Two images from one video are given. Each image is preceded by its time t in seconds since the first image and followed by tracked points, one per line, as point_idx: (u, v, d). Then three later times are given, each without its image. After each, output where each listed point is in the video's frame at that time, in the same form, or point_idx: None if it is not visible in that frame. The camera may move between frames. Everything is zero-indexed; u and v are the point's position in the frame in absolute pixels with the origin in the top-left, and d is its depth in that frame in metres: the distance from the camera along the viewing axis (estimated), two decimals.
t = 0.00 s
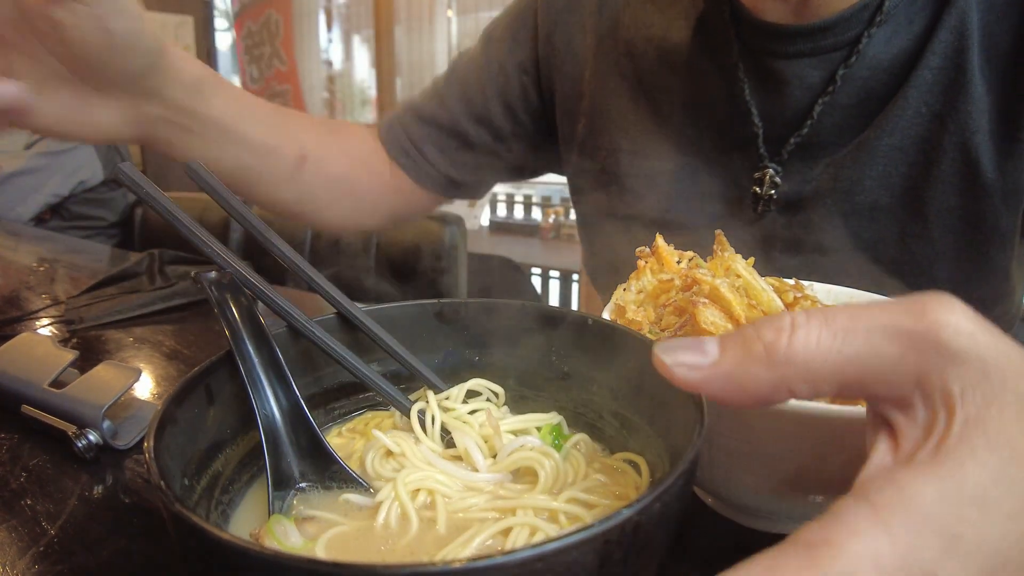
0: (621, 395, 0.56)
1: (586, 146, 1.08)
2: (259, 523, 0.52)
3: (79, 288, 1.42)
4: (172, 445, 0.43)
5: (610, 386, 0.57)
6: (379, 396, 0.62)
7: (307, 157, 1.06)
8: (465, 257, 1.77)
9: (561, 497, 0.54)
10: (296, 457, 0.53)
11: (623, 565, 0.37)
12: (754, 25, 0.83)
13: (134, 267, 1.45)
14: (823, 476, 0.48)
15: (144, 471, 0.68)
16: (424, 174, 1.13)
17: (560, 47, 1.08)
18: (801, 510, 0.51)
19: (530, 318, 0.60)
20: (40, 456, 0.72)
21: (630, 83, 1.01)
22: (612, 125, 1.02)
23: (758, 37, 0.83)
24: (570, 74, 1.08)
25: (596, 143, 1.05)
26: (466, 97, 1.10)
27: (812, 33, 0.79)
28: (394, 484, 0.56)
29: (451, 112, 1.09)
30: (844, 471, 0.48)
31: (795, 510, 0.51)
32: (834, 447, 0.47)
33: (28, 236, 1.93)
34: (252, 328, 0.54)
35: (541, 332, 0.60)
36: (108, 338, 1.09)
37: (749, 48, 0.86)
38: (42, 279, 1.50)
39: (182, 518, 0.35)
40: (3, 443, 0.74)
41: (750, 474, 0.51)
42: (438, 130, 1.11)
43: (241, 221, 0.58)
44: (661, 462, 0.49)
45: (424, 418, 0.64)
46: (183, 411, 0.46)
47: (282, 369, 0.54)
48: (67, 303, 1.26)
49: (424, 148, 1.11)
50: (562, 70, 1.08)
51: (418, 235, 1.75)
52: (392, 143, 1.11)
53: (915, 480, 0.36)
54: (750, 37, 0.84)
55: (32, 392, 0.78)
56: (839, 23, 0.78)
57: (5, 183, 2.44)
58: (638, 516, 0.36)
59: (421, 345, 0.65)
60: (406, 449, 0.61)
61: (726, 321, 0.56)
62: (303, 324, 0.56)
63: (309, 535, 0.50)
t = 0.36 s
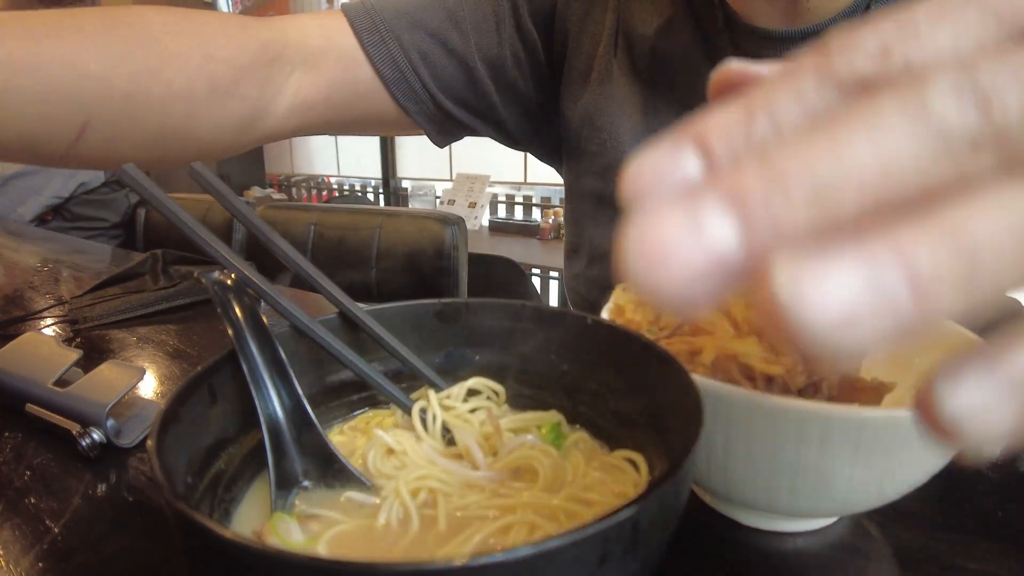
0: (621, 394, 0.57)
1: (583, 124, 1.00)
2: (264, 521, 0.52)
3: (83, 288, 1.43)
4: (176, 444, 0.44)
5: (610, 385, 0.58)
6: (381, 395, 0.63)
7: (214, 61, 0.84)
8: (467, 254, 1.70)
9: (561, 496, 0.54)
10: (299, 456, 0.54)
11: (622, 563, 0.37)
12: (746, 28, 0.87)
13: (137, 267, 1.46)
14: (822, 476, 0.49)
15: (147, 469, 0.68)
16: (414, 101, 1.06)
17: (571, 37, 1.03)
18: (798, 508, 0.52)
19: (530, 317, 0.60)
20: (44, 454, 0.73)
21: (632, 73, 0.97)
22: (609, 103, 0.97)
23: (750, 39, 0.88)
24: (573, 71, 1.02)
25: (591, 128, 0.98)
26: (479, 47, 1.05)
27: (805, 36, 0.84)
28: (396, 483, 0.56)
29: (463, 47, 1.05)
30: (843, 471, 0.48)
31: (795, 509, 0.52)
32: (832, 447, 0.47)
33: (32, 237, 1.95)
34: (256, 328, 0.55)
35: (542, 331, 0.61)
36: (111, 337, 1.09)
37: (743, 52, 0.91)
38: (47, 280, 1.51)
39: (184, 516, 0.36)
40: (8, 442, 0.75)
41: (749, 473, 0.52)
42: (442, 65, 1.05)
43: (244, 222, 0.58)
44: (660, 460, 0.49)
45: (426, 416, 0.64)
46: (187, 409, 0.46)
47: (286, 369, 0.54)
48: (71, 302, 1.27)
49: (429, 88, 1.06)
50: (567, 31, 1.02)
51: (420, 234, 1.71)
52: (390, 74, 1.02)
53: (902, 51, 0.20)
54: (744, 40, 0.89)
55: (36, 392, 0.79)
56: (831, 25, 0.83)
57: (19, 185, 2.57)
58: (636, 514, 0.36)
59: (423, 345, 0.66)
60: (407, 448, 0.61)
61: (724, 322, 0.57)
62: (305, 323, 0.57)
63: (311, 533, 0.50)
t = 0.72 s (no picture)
0: (621, 394, 0.57)
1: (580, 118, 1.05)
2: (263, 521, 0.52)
3: (84, 288, 1.43)
4: (176, 444, 0.44)
5: (610, 385, 0.58)
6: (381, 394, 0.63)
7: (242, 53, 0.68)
8: (467, 254, 1.70)
9: (561, 495, 0.54)
10: (300, 455, 0.54)
11: (622, 562, 0.37)
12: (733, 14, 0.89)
13: (138, 267, 1.46)
14: (822, 475, 0.49)
15: (148, 469, 0.69)
16: (426, 93, 1.05)
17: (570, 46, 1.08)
18: (799, 508, 0.52)
19: (529, 317, 0.61)
20: (45, 454, 0.73)
21: (628, 72, 1.01)
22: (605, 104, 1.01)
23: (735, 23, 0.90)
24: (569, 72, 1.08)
25: (587, 123, 1.03)
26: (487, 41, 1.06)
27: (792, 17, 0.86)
28: (397, 482, 0.56)
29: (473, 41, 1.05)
30: (842, 469, 0.48)
31: (795, 507, 0.52)
32: (831, 447, 0.48)
33: (33, 237, 1.96)
34: (257, 328, 0.55)
35: (542, 330, 0.61)
36: (111, 337, 1.09)
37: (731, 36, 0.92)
38: (48, 280, 1.51)
39: (185, 515, 0.36)
40: (9, 442, 0.75)
41: (748, 472, 0.52)
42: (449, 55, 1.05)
43: (244, 222, 0.58)
44: (660, 458, 0.49)
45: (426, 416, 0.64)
46: (188, 409, 0.46)
47: (287, 369, 0.55)
48: (72, 303, 1.27)
49: (438, 77, 1.05)
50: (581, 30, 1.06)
51: (420, 234, 1.71)
52: (403, 65, 1.01)
53: None
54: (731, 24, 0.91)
55: (37, 391, 0.79)
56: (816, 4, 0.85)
57: (24, 185, 2.64)
58: (637, 513, 0.36)
59: (424, 344, 0.66)
60: (407, 447, 0.61)
61: (723, 322, 0.57)
62: (305, 323, 0.57)
63: (312, 532, 0.50)
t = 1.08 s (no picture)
0: (621, 393, 0.57)
1: (581, 125, 1.08)
2: (263, 521, 0.52)
3: (84, 288, 1.43)
4: (176, 444, 0.44)
5: (610, 385, 0.58)
6: (382, 393, 0.63)
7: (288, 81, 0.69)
8: (467, 254, 1.70)
9: (561, 495, 0.54)
10: (300, 456, 0.54)
11: (622, 562, 0.37)
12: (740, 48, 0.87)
13: (138, 267, 1.47)
14: (822, 475, 0.49)
15: (148, 469, 0.69)
16: (450, 149, 1.22)
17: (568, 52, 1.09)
18: (799, 508, 0.52)
19: (530, 316, 0.61)
20: (45, 454, 0.73)
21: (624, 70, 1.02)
22: (605, 108, 1.02)
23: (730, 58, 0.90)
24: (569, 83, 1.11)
25: (589, 131, 1.06)
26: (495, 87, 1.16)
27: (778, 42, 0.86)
28: (397, 481, 0.56)
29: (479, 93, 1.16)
30: (842, 469, 0.48)
31: (795, 507, 0.52)
32: (831, 447, 0.48)
33: (33, 236, 1.96)
34: (257, 328, 0.55)
35: (542, 329, 0.61)
36: (111, 337, 1.09)
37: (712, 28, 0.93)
38: (49, 279, 1.51)
39: (185, 515, 0.36)
40: (9, 442, 0.75)
41: (748, 472, 0.52)
42: (464, 109, 1.18)
43: (244, 222, 0.59)
44: (660, 457, 0.49)
45: (426, 416, 0.64)
46: (188, 409, 0.46)
47: (287, 368, 0.55)
48: (72, 303, 1.28)
49: (458, 134, 1.20)
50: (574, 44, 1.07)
51: (421, 234, 1.71)
52: (427, 127, 1.20)
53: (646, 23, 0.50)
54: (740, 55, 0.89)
55: (37, 391, 0.79)
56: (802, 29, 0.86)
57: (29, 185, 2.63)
58: (636, 513, 0.36)
59: (423, 344, 0.66)
60: (407, 447, 0.61)
61: (723, 322, 0.56)
62: (305, 322, 0.57)
63: (312, 532, 0.50)
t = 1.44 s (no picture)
0: (621, 393, 0.57)
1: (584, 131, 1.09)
2: (263, 521, 0.52)
3: (84, 288, 1.43)
4: (177, 444, 0.44)
5: (610, 385, 0.58)
6: (382, 394, 0.63)
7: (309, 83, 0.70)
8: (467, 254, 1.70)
9: (561, 495, 0.54)
10: (300, 456, 0.54)
11: (621, 561, 0.37)
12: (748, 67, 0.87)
13: (138, 267, 1.47)
14: (822, 475, 0.49)
15: (148, 469, 0.69)
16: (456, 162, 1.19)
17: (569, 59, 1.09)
18: (800, 508, 0.52)
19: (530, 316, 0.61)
20: (45, 454, 0.73)
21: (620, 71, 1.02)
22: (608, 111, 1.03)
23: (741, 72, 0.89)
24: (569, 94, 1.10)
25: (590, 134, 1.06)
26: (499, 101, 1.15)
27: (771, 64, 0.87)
28: (397, 481, 0.56)
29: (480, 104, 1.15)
30: (842, 469, 0.48)
31: (795, 507, 0.52)
32: (831, 447, 0.48)
33: (33, 236, 1.96)
34: (256, 328, 0.55)
35: (542, 330, 0.61)
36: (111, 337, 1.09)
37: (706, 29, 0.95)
38: (49, 279, 1.51)
39: (185, 515, 0.36)
40: (9, 442, 0.75)
41: (748, 472, 0.52)
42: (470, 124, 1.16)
43: (243, 221, 0.59)
44: (660, 457, 0.49)
45: (426, 416, 0.64)
46: (188, 409, 0.47)
47: (287, 368, 0.55)
48: (72, 303, 1.28)
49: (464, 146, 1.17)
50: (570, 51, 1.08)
51: (421, 234, 1.71)
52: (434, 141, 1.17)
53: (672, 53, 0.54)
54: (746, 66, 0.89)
55: (37, 392, 0.79)
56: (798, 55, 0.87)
57: (30, 184, 2.63)
58: (636, 513, 0.36)
59: (423, 344, 0.66)
60: (407, 447, 0.61)
61: (724, 322, 0.57)
62: (306, 323, 0.57)
63: (312, 532, 0.50)
